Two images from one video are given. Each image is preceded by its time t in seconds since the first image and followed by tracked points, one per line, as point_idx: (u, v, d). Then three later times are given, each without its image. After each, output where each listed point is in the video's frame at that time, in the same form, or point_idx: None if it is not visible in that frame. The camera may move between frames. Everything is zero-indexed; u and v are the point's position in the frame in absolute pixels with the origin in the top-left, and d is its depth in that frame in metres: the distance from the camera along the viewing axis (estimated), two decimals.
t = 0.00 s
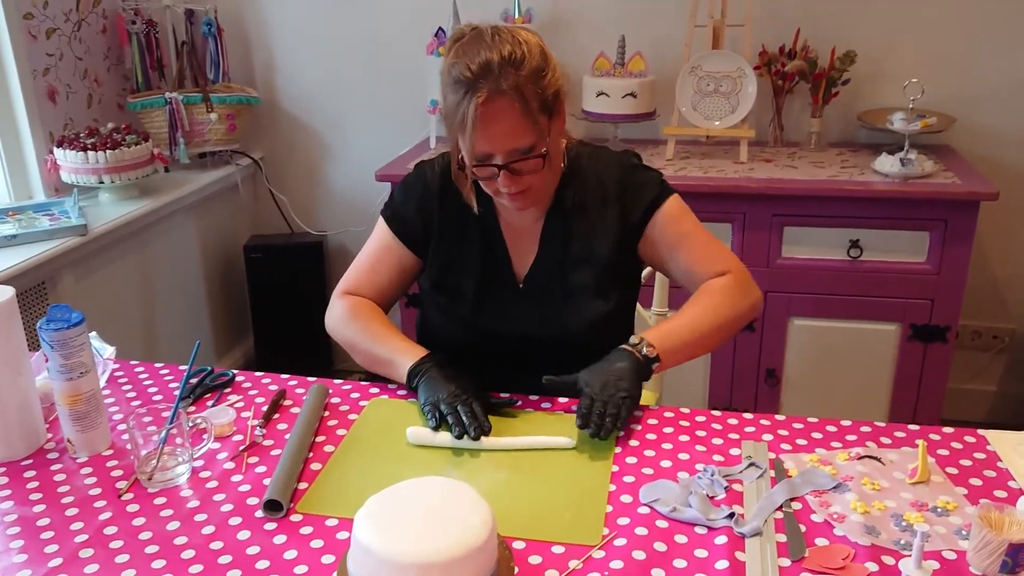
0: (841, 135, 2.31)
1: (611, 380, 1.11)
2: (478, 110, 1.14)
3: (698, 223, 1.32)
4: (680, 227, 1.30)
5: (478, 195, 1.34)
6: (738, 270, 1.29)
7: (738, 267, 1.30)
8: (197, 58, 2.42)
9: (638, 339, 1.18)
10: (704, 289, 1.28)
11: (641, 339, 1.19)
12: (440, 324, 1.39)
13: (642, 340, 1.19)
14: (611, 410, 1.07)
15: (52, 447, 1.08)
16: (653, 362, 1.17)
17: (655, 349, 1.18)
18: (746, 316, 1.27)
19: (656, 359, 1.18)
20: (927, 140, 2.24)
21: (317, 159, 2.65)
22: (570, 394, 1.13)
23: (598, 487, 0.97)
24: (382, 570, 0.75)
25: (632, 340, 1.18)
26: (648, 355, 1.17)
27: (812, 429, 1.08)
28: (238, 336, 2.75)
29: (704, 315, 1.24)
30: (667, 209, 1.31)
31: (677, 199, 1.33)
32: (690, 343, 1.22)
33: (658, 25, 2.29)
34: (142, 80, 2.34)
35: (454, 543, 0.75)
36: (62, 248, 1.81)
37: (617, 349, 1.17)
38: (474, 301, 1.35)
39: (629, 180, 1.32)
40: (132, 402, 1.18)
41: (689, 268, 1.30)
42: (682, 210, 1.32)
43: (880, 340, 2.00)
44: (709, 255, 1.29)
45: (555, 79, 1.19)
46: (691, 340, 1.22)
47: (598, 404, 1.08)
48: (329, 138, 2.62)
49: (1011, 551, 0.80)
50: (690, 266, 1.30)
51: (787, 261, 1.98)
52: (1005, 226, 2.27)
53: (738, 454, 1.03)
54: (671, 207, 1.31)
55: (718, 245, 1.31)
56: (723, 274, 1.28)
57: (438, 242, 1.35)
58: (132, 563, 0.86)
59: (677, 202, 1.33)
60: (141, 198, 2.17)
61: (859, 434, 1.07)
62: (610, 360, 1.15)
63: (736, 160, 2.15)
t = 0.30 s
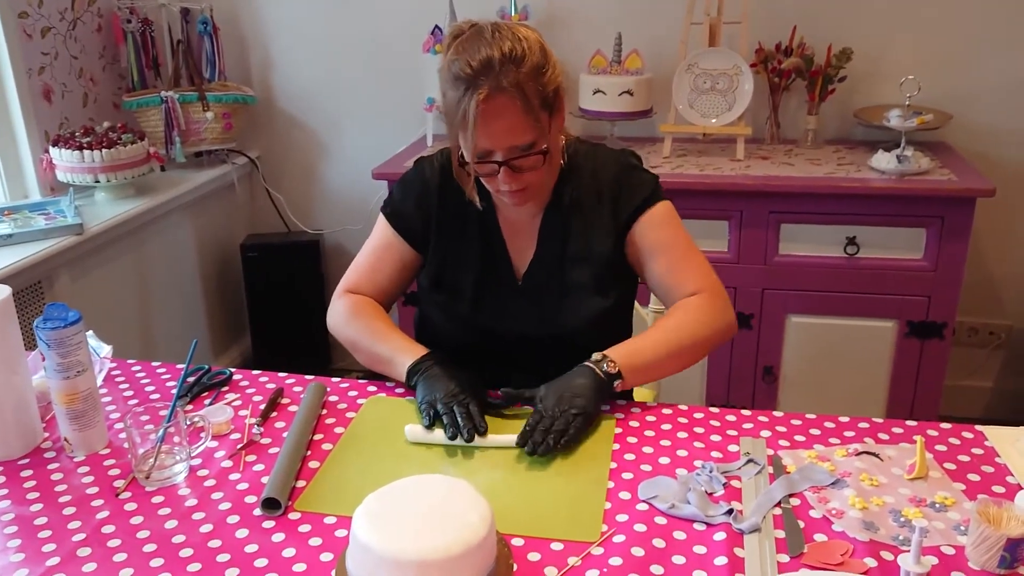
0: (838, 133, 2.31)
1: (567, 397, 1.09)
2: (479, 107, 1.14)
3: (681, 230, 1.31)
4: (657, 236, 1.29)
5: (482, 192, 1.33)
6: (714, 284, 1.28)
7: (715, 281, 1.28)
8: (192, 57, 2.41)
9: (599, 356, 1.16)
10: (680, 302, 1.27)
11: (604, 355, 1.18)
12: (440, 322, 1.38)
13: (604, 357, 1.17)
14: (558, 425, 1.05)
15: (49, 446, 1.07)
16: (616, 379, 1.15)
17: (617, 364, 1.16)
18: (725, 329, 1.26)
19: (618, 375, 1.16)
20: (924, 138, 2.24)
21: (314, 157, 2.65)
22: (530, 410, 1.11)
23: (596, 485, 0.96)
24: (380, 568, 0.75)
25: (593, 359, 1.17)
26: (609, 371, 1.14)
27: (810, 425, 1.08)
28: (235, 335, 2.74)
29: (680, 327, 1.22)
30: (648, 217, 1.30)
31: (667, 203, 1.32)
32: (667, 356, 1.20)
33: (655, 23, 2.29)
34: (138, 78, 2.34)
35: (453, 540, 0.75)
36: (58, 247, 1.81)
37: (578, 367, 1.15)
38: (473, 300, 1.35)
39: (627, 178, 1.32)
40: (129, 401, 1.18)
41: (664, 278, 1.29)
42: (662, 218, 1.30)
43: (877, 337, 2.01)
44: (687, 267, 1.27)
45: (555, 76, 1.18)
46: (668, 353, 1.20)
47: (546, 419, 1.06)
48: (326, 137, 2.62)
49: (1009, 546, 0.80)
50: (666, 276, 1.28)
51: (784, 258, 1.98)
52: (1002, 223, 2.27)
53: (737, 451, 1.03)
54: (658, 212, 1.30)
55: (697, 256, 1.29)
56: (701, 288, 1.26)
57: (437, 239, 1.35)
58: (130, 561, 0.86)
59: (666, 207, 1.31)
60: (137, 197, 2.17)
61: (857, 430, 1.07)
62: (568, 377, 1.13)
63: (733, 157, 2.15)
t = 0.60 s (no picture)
0: (834, 128, 2.31)
1: (563, 371, 1.12)
2: (470, 103, 1.14)
3: (686, 225, 1.32)
4: (663, 228, 1.30)
5: (472, 188, 1.33)
6: (719, 276, 1.27)
7: (720, 274, 1.28)
8: (188, 53, 2.41)
9: (598, 337, 1.18)
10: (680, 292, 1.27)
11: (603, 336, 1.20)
12: (435, 319, 1.39)
13: (604, 338, 1.19)
14: (550, 399, 1.09)
15: (46, 443, 1.07)
16: (613, 360, 1.17)
17: (615, 346, 1.18)
18: (725, 322, 1.26)
19: (615, 356, 1.17)
20: (920, 133, 2.24)
21: (310, 154, 2.64)
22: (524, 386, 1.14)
23: (594, 480, 0.96)
24: (378, 563, 0.75)
25: (594, 338, 1.19)
26: (606, 352, 1.17)
27: (807, 420, 1.08)
28: (232, 332, 2.74)
29: (678, 315, 1.23)
30: (652, 210, 1.30)
31: (670, 197, 1.33)
32: (662, 345, 1.21)
33: (651, 20, 2.29)
34: (134, 75, 2.33)
35: (451, 535, 0.75)
36: (54, 244, 1.80)
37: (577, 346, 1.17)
38: (469, 296, 1.35)
39: (623, 174, 1.32)
40: (126, 397, 1.18)
41: (667, 270, 1.29)
42: (668, 211, 1.31)
43: (873, 333, 2.01)
44: (691, 258, 1.28)
45: (552, 76, 1.18)
46: (663, 341, 1.21)
47: (538, 393, 1.09)
48: (322, 133, 2.61)
49: (1005, 540, 0.81)
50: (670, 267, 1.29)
51: (781, 254, 1.98)
52: (997, 218, 2.28)
53: (734, 446, 1.03)
54: (659, 206, 1.31)
55: (703, 249, 1.29)
56: (702, 279, 1.26)
57: (432, 236, 1.35)
58: (128, 558, 0.86)
59: (666, 200, 1.32)
60: (133, 193, 2.16)
61: (854, 425, 1.07)
62: (569, 355, 1.15)
63: (729, 153, 2.15)
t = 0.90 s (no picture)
0: (831, 127, 2.32)
1: (514, 400, 1.06)
2: (462, 96, 1.14)
3: (668, 231, 1.29)
4: (636, 236, 1.27)
5: (465, 180, 1.34)
6: (686, 294, 1.23)
7: (689, 292, 1.23)
8: (185, 52, 2.41)
9: (552, 363, 1.12)
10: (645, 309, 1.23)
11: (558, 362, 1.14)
12: (431, 316, 1.39)
13: (558, 363, 1.13)
14: (498, 427, 1.02)
15: (43, 443, 1.07)
16: (568, 386, 1.11)
17: (568, 371, 1.12)
18: (690, 342, 1.21)
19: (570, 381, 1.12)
20: (917, 132, 2.24)
21: (307, 153, 2.64)
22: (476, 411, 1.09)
23: (593, 479, 0.97)
24: (377, 562, 0.75)
25: (547, 365, 1.13)
26: (561, 378, 1.11)
27: (805, 419, 1.08)
28: (228, 331, 2.74)
29: (643, 332, 1.19)
30: (636, 215, 1.28)
31: (661, 200, 1.31)
32: (627, 364, 1.16)
33: (649, 19, 2.29)
34: (130, 73, 2.32)
35: (450, 534, 0.76)
36: (51, 243, 1.80)
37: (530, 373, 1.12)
38: (464, 295, 1.35)
39: (619, 175, 1.31)
40: (123, 397, 1.18)
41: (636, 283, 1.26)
42: (646, 219, 1.28)
43: (870, 331, 2.01)
44: (659, 272, 1.24)
45: (547, 72, 1.18)
46: (627, 361, 1.16)
47: (485, 422, 1.03)
48: (319, 131, 2.61)
49: (1003, 538, 0.81)
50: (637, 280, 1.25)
51: (778, 253, 1.99)
52: (994, 217, 2.28)
53: (732, 445, 1.03)
54: (647, 211, 1.29)
55: (675, 264, 1.25)
56: (668, 295, 1.22)
57: (428, 234, 1.35)
58: (126, 557, 0.86)
59: (653, 208, 1.29)
60: (130, 192, 2.16)
61: (852, 423, 1.07)
62: (521, 383, 1.09)
63: (727, 152, 2.15)
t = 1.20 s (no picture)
0: (827, 126, 2.32)
1: (499, 397, 1.08)
2: (452, 94, 1.14)
3: (665, 232, 1.29)
4: (632, 235, 1.27)
5: (459, 178, 1.34)
6: (680, 297, 1.23)
7: (683, 293, 1.24)
8: (180, 50, 2.40)
9: (538, 361, 1.14)
10: (638, 311, 1.24)
11: (546, 359, 1.16)
12: (430, 316, 1.39)
13: (545, 362, 1.15)
14: (481, 423, 1.04)
15: (40, 442, 1.07)
16: (555, 386, 1.12)
17: (555, 370, 1.13)
18: (683, 343, 1.22)
19: (556, 382, 1.13)
20: (913, 131, 2.25)
21: (303, 151, 2.63)
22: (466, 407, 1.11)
23: (590, 477, 0.97)
24: (376, 562, 0.75)
25: (534, 363, 1.15)
26: (547, 377, 1.12)
27: (802, 417, 1.09)
28: (225, 330, 2.74)
29: (635, 333, 1.20)
30: (632, 214, 1.28)
31: (658, 199, 1.31)
32: (616, 364, 1.17)
33: (645, 17, 2.29)
34: (125, 71, 2.32)
35: (448, 533, 0.76)
36: (47, 242, 1.79)
37: (517, 372, 1.14)
38: (463, 295, 1.35)
39: (617, 174, 1.31)
40: (120, 396, 1.18)
41: (631, 281, 1.26)
42: (646, 218, 1.28)
43: (867, 329, 2.02)
44: (654, 273, 1.24)
45: (540, 70, 1.18)
46: (617, 360, 1.17)
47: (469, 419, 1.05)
48: (315, 130, 2.61)
49: (1000, 536, 0.81)
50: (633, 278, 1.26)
51: (774, 251, 1.99)
52: (990, 215, 2.29)
53: (730, 443, 1.03)
54: (644, 209, 1.29)
55: (670, 265, 1.26)
56: (662, 297, 1.22)
57: (427, 234, 1.36)
58: (124, 557, 0.86)
59: (650, 208, 1.29)
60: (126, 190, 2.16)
61: (849, 422, 1.08)
62: (507, 380, 1.11)
63: (723, 150, 2.15)
